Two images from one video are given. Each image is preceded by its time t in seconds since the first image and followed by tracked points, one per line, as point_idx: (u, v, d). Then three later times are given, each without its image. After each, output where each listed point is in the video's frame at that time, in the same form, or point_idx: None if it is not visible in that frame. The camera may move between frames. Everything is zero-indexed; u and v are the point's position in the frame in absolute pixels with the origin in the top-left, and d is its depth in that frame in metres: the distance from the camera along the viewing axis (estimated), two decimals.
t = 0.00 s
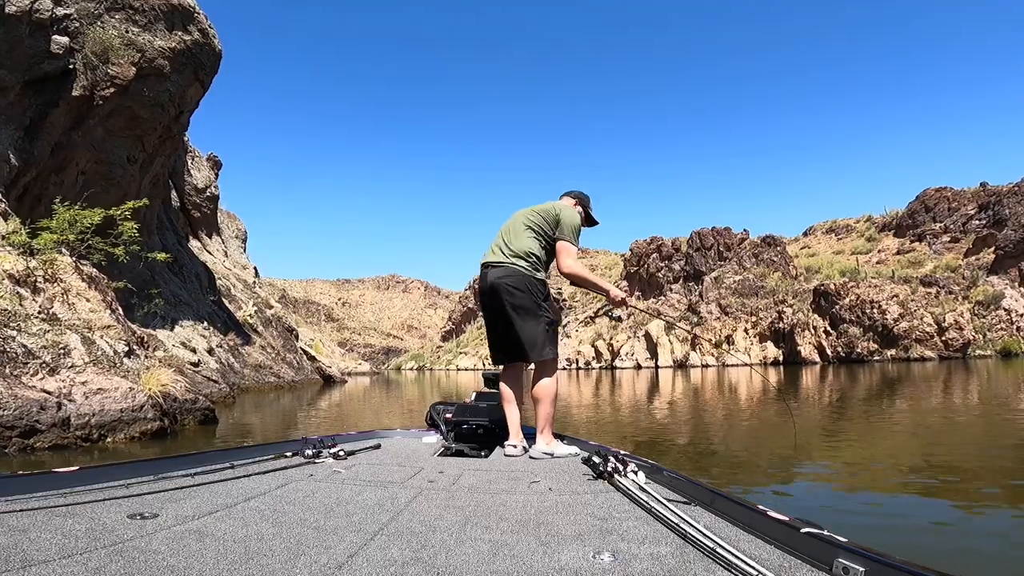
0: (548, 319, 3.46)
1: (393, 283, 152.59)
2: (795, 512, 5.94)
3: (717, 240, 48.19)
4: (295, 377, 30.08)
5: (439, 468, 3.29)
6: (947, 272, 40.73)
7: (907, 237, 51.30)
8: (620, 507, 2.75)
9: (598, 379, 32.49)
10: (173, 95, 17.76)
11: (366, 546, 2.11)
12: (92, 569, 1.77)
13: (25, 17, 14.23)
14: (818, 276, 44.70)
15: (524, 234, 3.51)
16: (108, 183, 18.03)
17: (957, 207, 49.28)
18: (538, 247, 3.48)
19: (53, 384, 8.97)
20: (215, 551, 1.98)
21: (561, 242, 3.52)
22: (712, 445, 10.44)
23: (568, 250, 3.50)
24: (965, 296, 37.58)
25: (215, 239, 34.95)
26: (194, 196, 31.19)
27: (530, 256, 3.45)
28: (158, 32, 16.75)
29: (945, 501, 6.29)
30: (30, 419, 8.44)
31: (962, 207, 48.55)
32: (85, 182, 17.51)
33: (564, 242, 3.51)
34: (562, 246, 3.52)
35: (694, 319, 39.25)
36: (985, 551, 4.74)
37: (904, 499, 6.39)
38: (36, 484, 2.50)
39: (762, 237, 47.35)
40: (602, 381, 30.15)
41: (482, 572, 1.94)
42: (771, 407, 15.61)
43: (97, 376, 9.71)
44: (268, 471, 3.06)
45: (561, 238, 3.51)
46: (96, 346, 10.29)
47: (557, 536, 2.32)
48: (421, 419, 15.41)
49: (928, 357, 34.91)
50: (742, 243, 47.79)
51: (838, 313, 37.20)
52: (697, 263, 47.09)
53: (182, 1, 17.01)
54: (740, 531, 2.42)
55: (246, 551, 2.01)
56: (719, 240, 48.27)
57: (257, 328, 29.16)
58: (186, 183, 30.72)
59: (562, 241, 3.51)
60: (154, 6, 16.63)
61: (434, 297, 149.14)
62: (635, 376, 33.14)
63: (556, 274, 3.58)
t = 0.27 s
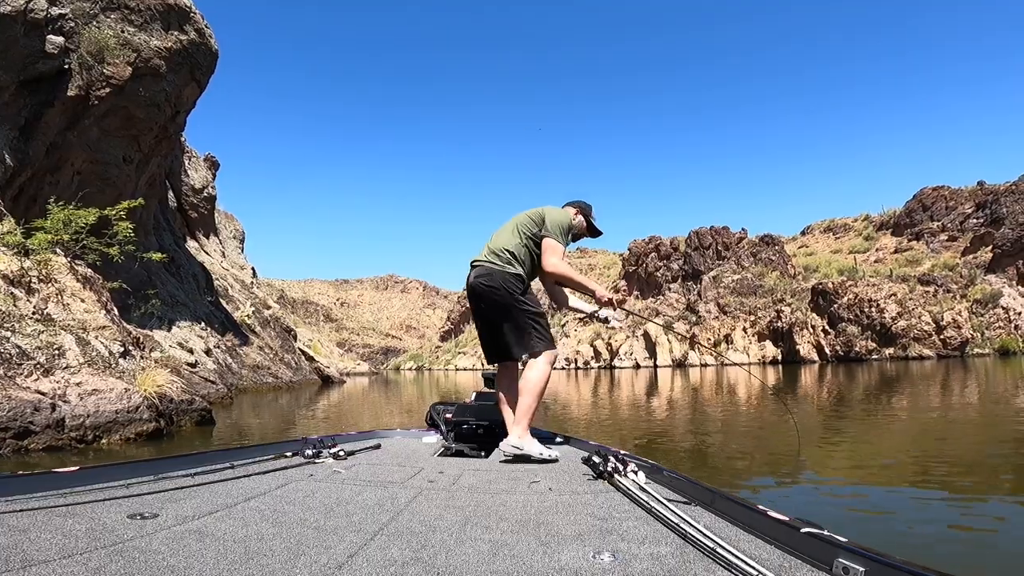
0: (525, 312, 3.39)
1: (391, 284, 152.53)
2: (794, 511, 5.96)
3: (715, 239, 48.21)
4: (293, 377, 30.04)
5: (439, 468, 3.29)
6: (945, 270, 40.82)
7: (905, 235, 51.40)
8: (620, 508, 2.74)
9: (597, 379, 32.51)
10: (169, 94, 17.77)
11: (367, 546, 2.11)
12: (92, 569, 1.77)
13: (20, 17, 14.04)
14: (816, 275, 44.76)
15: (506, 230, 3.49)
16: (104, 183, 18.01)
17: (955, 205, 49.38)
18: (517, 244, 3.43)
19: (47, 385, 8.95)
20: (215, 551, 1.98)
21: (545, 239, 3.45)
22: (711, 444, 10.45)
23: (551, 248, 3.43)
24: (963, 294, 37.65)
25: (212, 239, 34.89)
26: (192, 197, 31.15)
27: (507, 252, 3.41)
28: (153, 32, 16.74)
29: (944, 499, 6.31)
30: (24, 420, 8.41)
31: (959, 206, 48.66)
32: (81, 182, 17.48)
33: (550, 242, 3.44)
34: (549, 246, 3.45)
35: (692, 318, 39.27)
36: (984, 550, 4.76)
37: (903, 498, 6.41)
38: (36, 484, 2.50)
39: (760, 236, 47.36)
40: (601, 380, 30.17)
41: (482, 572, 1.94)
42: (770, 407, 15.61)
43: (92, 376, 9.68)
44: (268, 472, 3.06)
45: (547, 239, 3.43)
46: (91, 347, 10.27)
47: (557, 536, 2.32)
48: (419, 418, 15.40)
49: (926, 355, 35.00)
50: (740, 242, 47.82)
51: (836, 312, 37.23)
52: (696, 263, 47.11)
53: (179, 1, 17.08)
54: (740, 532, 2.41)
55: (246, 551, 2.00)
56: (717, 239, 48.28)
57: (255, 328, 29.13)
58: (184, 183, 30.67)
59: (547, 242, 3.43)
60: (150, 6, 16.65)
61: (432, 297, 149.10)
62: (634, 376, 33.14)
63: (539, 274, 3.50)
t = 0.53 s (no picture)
0: (515, 311, 3.29)
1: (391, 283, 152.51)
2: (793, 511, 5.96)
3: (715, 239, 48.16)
4: (292, 377, 30.02)
5: (439, 468, 3.29)
6: (945, 270, 40.84)
7: (904, 234, 51.44)
8: (620, 508, 2.74)
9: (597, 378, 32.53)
10: (167, 94, 17.76)
11: (366, 546, 2.10)
12: (92, 569, 1.77)
13: (17, 16, 14.05)
14: (815, 274, 44.76)
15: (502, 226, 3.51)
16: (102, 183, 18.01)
17: (954, 204, 49.39)
18: (509, 238, 3.42)
19: (43, 386, 8.94)
20: (215, 551, 1.97)
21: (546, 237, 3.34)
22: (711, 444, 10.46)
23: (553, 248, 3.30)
24: (963, 294, 37.65)
25: (211, 239, 34.87)
26: (190, 196, 31.14)
27: (497, 247, 3.43)
28: (152, 31, 16.70)
29: (944, 499, 6.31)
30: (20, 420, 8.40)
31: (959, 205, 48.67)
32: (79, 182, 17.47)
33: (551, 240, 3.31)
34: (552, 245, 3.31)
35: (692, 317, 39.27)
36: (984, 549, 4.76)
37: (902, 497, 6.41)
38: (36, 484, 2.50)
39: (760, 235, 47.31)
40: (600, 380, 30.17)
41: (482, 572, 1.94)
42: (770, 405, 15.62)
43: (88, 377, 9.68)
44: (268, 472, 3.06)
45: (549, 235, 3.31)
46: (88, 348, 10.26)
47: (557, 536, 2.32)
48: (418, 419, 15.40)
49: (926, 355, 35.03)
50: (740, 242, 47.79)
51: (836, 312, 37.23)
52: (695, 262, 47.11)
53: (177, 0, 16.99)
54: (740, 532, 2.41)
55: (246, 551, 2.00)
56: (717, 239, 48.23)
57: (254, 328, 29.13)
58: (183, 183, 30.65)
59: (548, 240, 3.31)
60: (149, 5, 16.54)
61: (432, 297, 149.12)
62: (633, 375, 33.14)
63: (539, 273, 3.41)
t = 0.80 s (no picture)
0: (515, 311, 3.27)
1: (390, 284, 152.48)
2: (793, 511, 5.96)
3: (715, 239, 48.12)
4: (291, 378, 29.98)
5: (439, 468, 3.28)
6: (944, 270, 40.87)
7: (904, 235, 51.49)
8: (619, 508, 2.73)
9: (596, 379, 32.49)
10: (165, 94, 17.76)
11: (365, 546, 2.09)
12: (90, 569, 1.76)
13: (14, 16, 14.05)
14: (815, 274, 44.77)
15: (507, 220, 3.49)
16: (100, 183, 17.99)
17: (954, 204, 49.42)
18: (513, 234, 3.40)
19: (38, 387, 8.93)
20: (214, 551, 1.96)
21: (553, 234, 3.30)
22: (710, 444, 10.46)
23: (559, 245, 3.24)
24: (962, 293, 37.65)
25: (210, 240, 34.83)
26: (189, 197, 31.12)
27: (499, 242, 3.41)
28: (150, 31, 16.74)
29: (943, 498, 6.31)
30: (15, 421, 8.39)
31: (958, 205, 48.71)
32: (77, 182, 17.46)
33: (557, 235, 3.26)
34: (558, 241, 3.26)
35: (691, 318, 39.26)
36: (984, 549, 4.76)
37: (901, 497, 6.41)
38: (35, 484, 2.49)
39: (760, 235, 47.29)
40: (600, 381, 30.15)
41: (482, 572, 1.93)
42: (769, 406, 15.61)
43: (84, 378, 9.66)
44: (267, 472, 3.05)
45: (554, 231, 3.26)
46: (84, 348, 10.25)
47: (557, 537, 2.31)
48: (417, 420, 15.39)
49: (925, 355, 35.05)
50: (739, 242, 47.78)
51: (835, 312, 37.22)
52: (695, 262, 47.09)
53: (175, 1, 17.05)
54: (740, 533, 2.41)
55: (245, 551, 1.99)
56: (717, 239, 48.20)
57: (252, 329, 29.09)
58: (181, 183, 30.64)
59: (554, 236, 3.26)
60: (147, 5, 16.61)
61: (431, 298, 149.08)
62: (633, 376, 33.12)
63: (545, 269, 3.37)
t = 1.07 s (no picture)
0: (511, 311, 3.27)
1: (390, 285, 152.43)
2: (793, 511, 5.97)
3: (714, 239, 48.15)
4: (290, 379, 29.94)
5: (439, 468, 3.27)
6: (943, 270, 40.92)
7: (902, 235, 51.56)
8: (619, 507, 2.73)
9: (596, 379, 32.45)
10: (163, 94, 17.76)
11: (364, 546, 2.08)
12: (91, 568, 1.75)
13: (12, 16, 14.05)
14: (814, 275, 44.79)
15: (506, 216, 3.49)
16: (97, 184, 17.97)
17: (952, 204, 49.46)
18: (511, 231, 3.40)
19: (33, 388, 8.92)
20: (214, 551, 1.95)
21: (554, 231, 3.27)
22: (710, 444, 10.46)
23: (562, 244, 3.22)
24: (961, 293, 37.66)
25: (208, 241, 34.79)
26: (187, 197, 31.12)
27: (496, 240, 3.42)
28: (147, 32, 16.77)
29: (942, 497, 6.33)
30: (9, 423, 8.39)
31: (957, 204, 48.75)
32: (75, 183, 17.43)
33: (558, 232, 3.25)
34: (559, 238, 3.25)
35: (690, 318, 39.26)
36: (983, 548, 4.76)
37: (902, 496, 6.42)
38: (33, 484, 2.47)
39: (759, 236, 47.32)
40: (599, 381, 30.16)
41: (482, 572, 1.92)
42: (769, 405, 15.61)
43: (80, 379, 9.65)
44: (267, 471, 3.04)
45: (556, 228, 3.24)
46: (80, 350, 10.25)
47: (556, 536, 2.30)
48: (416, 420, 15.38)
49: (925, 355, 35.07)
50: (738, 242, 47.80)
51: (834, 312, 37.25)
52: (694, 263, 47.10)
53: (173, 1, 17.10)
54: (741, 532, 2.40)
55: (245, 550, 1.98)
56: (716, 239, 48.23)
57: (251, 330, 29.07)
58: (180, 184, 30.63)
59: (556, 233, 3.24)
60: (145, 5, 16.64)
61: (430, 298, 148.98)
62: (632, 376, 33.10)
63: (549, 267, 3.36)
